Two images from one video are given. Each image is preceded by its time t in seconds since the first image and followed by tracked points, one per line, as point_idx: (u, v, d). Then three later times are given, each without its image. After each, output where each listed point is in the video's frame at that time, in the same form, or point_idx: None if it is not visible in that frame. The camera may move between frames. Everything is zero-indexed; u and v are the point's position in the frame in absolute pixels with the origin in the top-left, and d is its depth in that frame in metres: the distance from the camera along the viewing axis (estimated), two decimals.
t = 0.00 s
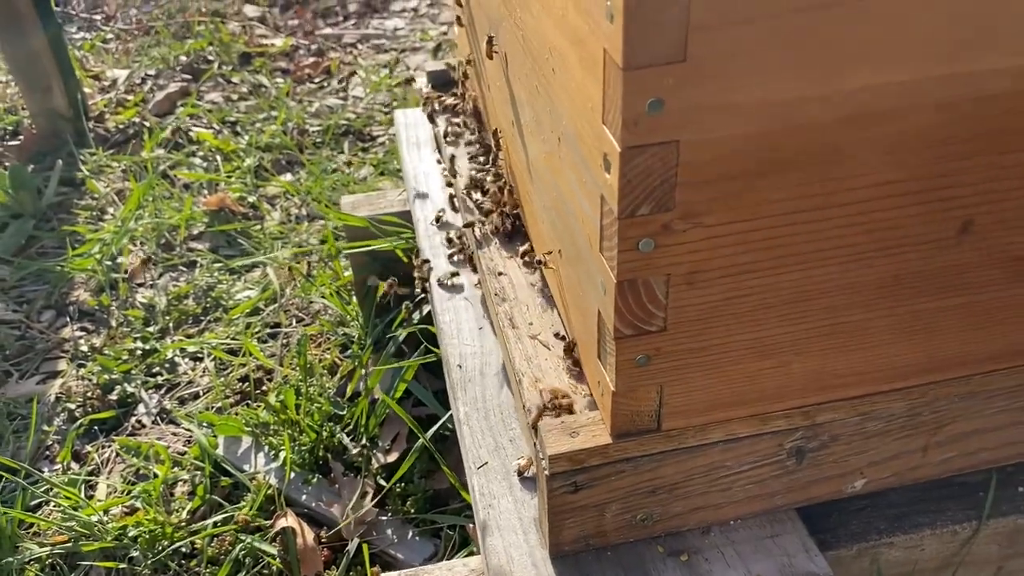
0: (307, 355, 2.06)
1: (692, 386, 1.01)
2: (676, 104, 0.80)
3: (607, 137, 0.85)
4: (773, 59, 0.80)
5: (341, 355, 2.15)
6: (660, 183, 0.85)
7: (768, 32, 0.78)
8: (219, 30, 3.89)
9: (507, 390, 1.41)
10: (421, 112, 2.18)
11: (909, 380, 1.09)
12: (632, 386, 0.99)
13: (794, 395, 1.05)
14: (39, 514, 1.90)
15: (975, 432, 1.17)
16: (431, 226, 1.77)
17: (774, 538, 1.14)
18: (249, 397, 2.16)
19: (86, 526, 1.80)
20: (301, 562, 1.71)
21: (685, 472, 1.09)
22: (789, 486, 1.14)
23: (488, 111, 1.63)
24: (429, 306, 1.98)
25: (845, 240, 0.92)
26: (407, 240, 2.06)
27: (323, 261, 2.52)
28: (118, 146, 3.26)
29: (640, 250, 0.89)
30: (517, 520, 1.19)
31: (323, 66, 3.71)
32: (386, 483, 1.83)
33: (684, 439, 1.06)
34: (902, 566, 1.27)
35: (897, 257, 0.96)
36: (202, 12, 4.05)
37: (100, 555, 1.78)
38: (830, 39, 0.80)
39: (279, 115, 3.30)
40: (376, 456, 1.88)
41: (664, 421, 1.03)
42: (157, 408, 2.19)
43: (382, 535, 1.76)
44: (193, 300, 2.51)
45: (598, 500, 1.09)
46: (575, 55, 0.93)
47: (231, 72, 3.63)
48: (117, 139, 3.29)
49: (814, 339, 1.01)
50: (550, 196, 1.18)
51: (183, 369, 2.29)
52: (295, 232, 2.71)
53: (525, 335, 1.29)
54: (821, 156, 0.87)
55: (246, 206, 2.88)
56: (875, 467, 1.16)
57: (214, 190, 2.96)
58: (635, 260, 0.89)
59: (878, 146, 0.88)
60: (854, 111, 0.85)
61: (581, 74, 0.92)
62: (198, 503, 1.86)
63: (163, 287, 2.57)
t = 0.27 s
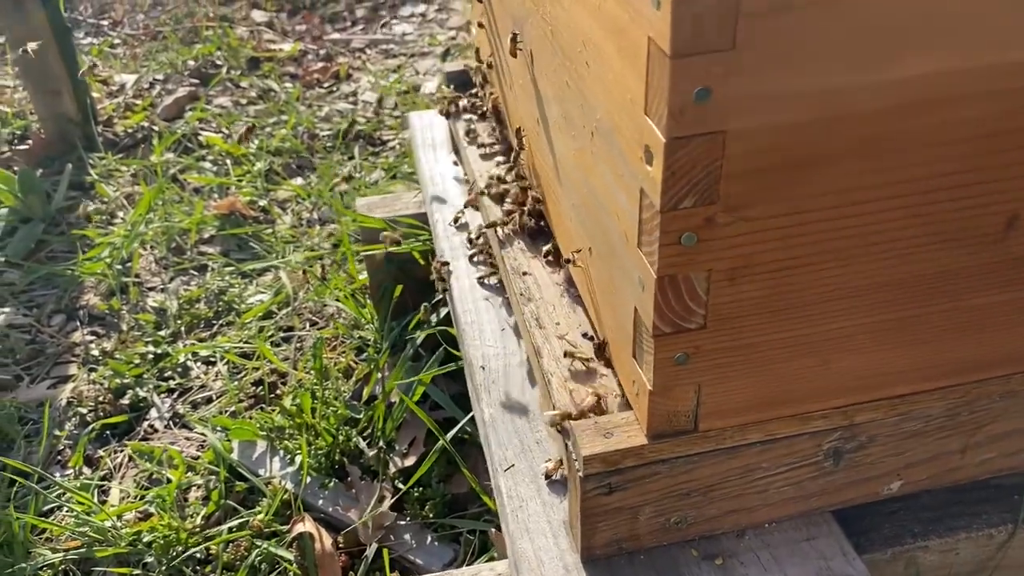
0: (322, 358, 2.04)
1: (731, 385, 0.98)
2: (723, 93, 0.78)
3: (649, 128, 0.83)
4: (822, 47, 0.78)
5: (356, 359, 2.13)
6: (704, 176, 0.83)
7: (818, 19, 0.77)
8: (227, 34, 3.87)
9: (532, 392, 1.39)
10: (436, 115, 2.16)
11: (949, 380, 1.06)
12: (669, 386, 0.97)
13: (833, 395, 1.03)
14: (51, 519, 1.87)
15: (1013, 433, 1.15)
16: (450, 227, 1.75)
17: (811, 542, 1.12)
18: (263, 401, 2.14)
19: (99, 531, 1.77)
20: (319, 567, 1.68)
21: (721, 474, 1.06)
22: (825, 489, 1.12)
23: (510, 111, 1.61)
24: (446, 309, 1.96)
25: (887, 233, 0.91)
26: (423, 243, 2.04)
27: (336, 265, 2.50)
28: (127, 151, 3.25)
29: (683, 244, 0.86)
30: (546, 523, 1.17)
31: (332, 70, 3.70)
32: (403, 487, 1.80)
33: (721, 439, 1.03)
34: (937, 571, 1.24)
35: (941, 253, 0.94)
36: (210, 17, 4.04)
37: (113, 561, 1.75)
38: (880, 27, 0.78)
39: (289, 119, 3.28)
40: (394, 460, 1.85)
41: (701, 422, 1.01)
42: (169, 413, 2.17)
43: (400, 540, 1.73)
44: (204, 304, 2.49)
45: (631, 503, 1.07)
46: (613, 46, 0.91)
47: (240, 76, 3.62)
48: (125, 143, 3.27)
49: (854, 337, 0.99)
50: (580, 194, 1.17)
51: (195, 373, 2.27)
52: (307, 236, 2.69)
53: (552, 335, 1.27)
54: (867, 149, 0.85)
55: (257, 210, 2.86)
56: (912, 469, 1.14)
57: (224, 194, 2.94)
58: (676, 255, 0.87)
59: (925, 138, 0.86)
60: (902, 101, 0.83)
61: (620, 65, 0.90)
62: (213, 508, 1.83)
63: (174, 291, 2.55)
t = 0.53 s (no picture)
0: (336, 364, 2.03)
1: (759, 389, 0.98)
2: (757, 93, 0.78)
3: (681, 129, 0.83)
4: (855, 48, 0.78)
5: (369, 364, 2.12)
6: (736, 176, 0.83)
7: (851, 19, 0.77)
8: (235, 42, 3.88)
9: (552, 396, 1.38)
10: (450, 121, 2.17)
11: (977, 383, 1.06)
12: (698, 389, 0.96)
13: (860, 399, 1.03)
14: (65, 526, 1.86)
15: None
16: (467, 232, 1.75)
17: (838, 547, 1.11)
18: (277, 407, 2.14)
19: (114, 538, 1.76)
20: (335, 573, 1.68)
21: (748, 478, 1.06)
22: (852, 493, 1.11)
23: (527, 117, 1.61)
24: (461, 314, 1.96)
25: (916, 236, 0.91)
26: (437, 249, 2.05)
27: (347, 271, 2.50)
28: (137, 158, 3.24)
29: (714, 246, 0.86)
30: (571, 528, 1.16)
31: (341, 78, 3.70)
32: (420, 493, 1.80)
33: (749, 444, 1.03)
34: None
35: (970, 254, 0.94)
36: (218, 25, 4.05)
37: (128, 568, 1.74)
38: (911, 27, 0.78)
39: (299, 127, 3.28)
40: (409, 467, 1.85)
41: (729, 426, 1.00)
42: (182, 420, 2.16)
43: (417, 546, 1.73)
44: (216, 311, 2.48)
45: (658, 507, 1.06)
46: (642, 48, 0.91)
47: (249, 84, 3.62)
48: (135, 150, 3.27)
49: (883, 339, 0.98)
50: (603, 197, 1.16)
51: (208, 380, 2.26)
52: (318, 243, 2.69)
53: (573, 339, 1.27)
54: (897, 149, 0.85)
55: (267, 217, 2.86)
56: (938, 473, 1.13)
57: (234, 201, 2.94)
58: (707, 257, 0.87)
59: (954, 139, 0.86)
60: (932, 102, 0.83)
61: (650, 67, 0.90)
62: (227, 514, 1.82)
63: (185, 298, 2.54)
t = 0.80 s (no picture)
0: (343, 372, 2.03)
1: (767, 396, 0.98)
2: (764, 102, 0.79)
3: (688, 137, 0.84)
4: (860, 58, 0.79)
5: (376, 372, 2.13)
6: (744, 184, 0.83)
7: (857, 29, 0.78)
8: (242, 52, 3.90)
9: (559, 403, 1.39)
10: (456, 129, 2.18)
11: (983, 390, 1.07)
12: (706, 396, 0.97)
13: (867, 405, 1.03)
14: (73, 534, 1.87)
15: None
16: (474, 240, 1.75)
17: (845, 553, 1.11)
18: (284, 415, 2.15)
19: (122, 546, 1.77)
20: None
21: (756, 484, 1.06)
22: (859, 499, 1.11)
23: (533, 125, 1.62)
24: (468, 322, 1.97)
25: (921, 243, 0.92)
26: (444, 257, 2.05)
27: (353, 280, 2.50)
28: (144, 167, 3.26)
29: (722, 253, 0.87)
30: (579, 535, 1.17)
31: (346, 87, 3.71)
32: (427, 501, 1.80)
33: (757, 450, 1.03)
34: None
35: (976, 261, 0.95)
36: (224, 35, 4.07)
37: None
38: (915, 37, 0.79)
39: (305, 136, 3.30)
40: (416, 475, 1.85)
41: (737, 432, 1.01)
42: (189, 428, 2.17)
43: (424, 554, 1.73)
44: (223, 319, 2.49)
45: (666, 513, 1.06)
46: (649, 58, 0.92)
47: (255, 93, 3.63)
48: (142, 160, 3.29)
49: (890, 346, 0.99)
50: (610, 205, 1.17)
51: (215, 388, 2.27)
52: (325, 251, 2.70)
53: (581, 347, 1.28)
54: (902, 157, 0.86)
55: (274, 226, 2.87)
56: (946, 479, 1.13)
57: (241, 210, 2.95)
58: (715, 264, 0.87)
59: (959, 146, 0.87)
60: (937, 111, 0.84)
61: (657, 77, 0.91)
62: (235, 522, 1.83)
63: (192, 306, 2.55)
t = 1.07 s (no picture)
0: (351, 378, 2.04)
1: (779, 401, 0.99)
2: (777, 108, 0.79)
3: (701, 143, 0.84)
4: (872, 65, 0.80)
5: (384, 378, 2.13)
6: (756, 190, 0.84)
7: (869, 36, 0.78)
8: (248, 60, 3.91)
9: (570, 409, 1.39)
10: (463, 136, 2.19)
11: (994, 394, 1.07)
12: (719, 401, 0.97)
13: (879, 411, 1.03)
14: (84, 540, 1.87)
15: None
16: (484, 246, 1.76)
17: (858, 558, 1.11)
18: (293, 421, 2.15)
19: (131, 552, 1.77)
20: None
21: (768, 490, 1.06)
22: (871, 504, 1.11)
23: (542, 132, 1.63)
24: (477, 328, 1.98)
25: (933, 249, 0.92)
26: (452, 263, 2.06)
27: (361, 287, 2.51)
28: (152, 174, 3.27)
29: (735, 259, 0.87)
30: (591, 541, 1.17)
31: (352, 94, 3.72)
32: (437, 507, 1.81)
33: (769, 456, 1.03)
34: None
35: (988, 266, 0.95)
36: (231, 43, 4.08)
37: None
38: (927, 44, 0.80)
39: (312, 143, 3.31)
40: (425, 480, 1.86)
41: (749, 438, 1.01)
42: (198, 434, 2.18)
43: (434, 560, 1.74)
44: (231, 326, 2.50)
45: (678, 519, 1.07)
46: (662, 65, 0.93)
47: (262, 101, 3.65)
48: (150, 167, 3.30)
49: (902, 351, 0.99)
50: (621, 211, 1.18)
51: (224, 395, 2.28)
52: (332, 257, 2.70)
53: (591, 352, 1.28)
54: (914, 163, 0.86)
55: (282, 232, 2.88)
56: (958, 485, 1.13)
57: (249, 217, 2.96)
58: (727, 270, 0.88)
59: (972, 152, 0.87)
60: (949, 117, 0.85)
61: (669, 83, 0.91)
62: (244, 528, 1.83)
63: (200, 313, 2.56)
